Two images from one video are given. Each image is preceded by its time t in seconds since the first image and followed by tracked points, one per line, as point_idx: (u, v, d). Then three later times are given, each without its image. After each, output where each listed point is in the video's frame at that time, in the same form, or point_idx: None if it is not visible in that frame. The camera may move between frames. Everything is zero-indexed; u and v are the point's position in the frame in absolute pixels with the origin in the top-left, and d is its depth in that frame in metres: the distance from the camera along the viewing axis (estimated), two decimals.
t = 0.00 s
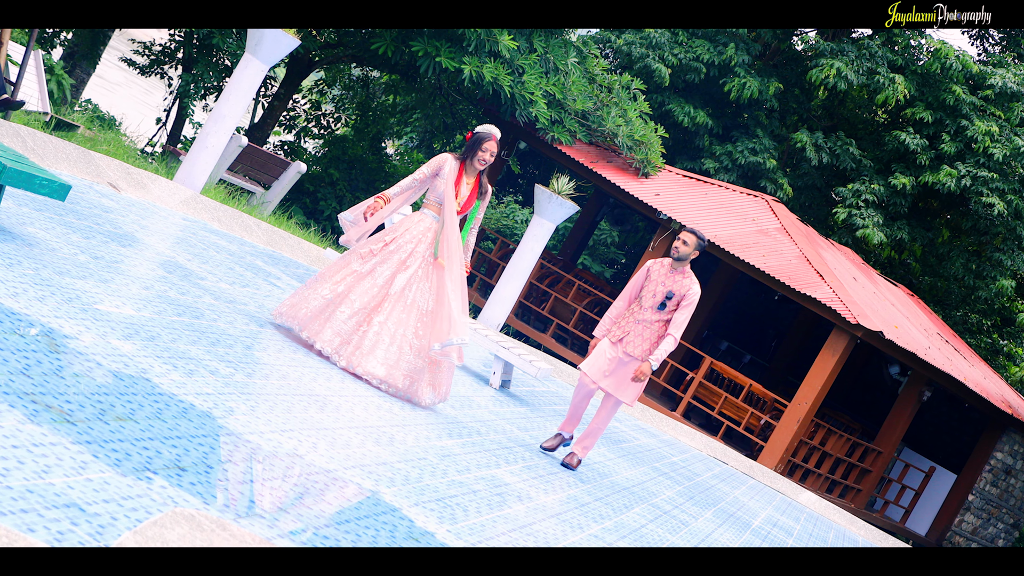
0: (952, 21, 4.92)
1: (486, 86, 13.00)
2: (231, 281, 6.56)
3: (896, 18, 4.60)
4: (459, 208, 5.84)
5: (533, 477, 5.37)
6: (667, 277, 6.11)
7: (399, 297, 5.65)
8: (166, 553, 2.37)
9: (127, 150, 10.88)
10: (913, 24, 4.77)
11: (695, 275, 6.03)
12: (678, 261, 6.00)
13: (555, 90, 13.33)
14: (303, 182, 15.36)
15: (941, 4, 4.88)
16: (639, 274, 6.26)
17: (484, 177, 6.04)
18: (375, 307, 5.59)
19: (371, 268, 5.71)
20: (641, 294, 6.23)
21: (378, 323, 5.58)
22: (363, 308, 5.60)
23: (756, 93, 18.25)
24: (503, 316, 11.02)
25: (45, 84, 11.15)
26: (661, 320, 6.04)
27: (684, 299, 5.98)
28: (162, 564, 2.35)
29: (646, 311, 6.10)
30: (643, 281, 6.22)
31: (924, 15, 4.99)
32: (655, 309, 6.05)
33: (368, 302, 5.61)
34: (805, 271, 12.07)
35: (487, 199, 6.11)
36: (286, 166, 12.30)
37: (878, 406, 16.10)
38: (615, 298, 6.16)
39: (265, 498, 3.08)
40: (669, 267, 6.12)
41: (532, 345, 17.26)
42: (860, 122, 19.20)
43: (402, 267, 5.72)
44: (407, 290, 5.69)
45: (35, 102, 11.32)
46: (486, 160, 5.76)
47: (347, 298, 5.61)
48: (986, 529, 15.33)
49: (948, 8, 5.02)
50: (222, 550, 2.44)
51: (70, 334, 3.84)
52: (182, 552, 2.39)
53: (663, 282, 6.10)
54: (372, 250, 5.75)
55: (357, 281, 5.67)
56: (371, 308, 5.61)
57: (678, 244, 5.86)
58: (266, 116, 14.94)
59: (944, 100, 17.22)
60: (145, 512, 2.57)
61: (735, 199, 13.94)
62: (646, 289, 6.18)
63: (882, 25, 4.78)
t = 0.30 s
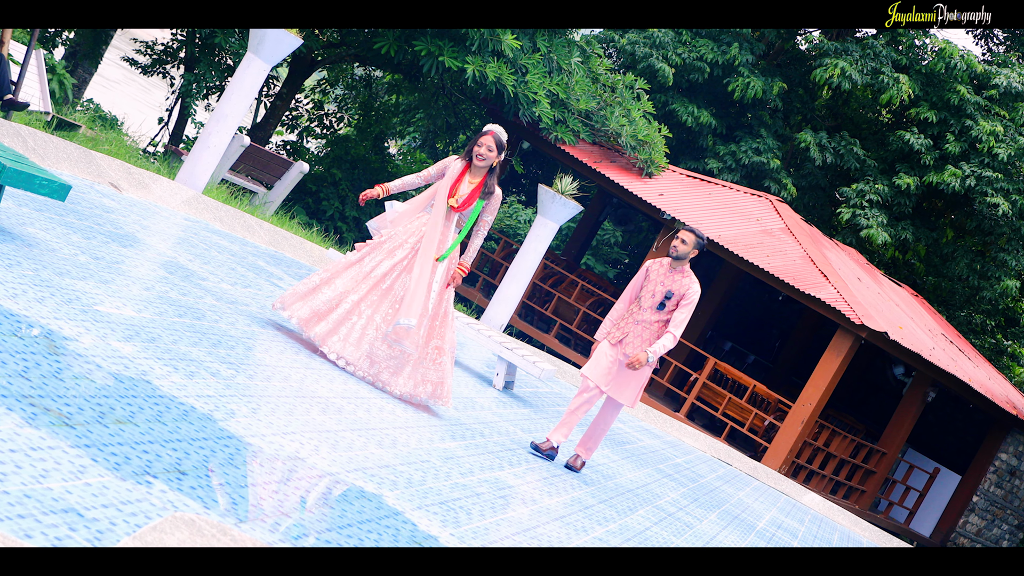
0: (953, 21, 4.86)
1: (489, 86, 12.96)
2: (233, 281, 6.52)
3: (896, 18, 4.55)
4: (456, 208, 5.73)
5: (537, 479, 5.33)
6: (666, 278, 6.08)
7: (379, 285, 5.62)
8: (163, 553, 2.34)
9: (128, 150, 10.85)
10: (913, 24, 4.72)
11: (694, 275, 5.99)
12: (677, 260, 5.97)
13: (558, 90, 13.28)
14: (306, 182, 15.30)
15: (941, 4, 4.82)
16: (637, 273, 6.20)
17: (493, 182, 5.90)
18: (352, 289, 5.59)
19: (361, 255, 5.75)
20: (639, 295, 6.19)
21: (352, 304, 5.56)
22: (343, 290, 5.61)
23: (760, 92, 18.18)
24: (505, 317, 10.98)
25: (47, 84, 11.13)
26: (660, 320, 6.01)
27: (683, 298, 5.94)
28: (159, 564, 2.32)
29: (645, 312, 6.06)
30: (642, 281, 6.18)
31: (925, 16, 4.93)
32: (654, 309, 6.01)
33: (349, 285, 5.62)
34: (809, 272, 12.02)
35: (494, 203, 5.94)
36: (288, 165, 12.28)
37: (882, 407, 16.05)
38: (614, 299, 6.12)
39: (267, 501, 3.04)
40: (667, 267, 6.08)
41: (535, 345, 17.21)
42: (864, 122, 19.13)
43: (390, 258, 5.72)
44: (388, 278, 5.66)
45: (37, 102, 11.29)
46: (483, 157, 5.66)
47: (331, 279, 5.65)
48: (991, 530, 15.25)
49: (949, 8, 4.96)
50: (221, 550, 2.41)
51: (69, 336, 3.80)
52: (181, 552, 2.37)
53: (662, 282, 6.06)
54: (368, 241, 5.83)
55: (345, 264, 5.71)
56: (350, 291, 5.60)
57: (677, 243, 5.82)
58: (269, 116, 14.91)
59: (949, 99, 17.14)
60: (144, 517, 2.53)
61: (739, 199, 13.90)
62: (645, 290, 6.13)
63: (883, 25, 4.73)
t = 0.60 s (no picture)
0: (953, 21, 4.82)
1: (491, 86, 12.92)
2: (235, 281, 6.50)
3: (895, 19, 4.51)
4: (451, 206, 5.67)
5: (540, 481, 5.30)
6: (663, 277, 6.01)
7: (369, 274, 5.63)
8: (162, 554, 2.34)
9: (130, 150, 10.82)
10: (912, 24, 4.69)
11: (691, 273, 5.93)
12: (674, 259, 5.90)
13: (561, 90, 13.24)
14: (308, 182, 15.26)
15: (941, 4, 4.79)
16: (633, 274, 6.12)
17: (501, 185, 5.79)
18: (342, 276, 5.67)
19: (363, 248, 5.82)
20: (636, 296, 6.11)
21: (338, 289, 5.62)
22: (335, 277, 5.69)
23: (763, 92, 18.12)
24: (507, 317, 10.95)
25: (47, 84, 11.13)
26: (658, 320, 5.93)
27: (681, 298, 5.88)
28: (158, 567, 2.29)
29: (642, 312, 5.99)
30: (638, 282, 6.10)
31: (924, 16, 4.90)
32: (652, 309, 5.94)
33: (342, 273, 5.70)
34: (812, 271, 11.97)
35: (493, 201, 5.76)
36: (291, 165, 12.25)
37: (886, 407, 16.00)
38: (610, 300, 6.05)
39: (269, 504, 3.01)
40: (664, 266, 6.02)
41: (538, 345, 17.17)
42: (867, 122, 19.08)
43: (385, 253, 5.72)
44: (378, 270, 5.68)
45: (38, 102, 11.27)
46: (479, 153, 5.60)
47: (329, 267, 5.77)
48: (995, 531, 15.19)
49: (949, 8, 4.92)
50: (221, 550, 2.41)
51: (70, 337, 3.78)
52: (182, 552, 2.37)
53: (659, 282, 6.00)
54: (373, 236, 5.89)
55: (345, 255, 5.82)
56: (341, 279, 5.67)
57: (673, 241, 5.75)
58: (270, 115, 14.86)
59: (953, 99, 17.08)
60: (145, 521, 2.50)
61: (742, 199, 13.86)
62: (642, 290, 6.06)
63: (882, 25, 4.69)
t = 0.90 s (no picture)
0: (953, 20, 4.78)
1: (494, 85, 12.88)
2: (237, 282, 6.47)
3: (896, 19, 4.48)
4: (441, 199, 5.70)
5: (544, 483, 5.26)
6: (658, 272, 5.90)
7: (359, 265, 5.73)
8: (162, 561, 2.29)
9: (132, 149, 10.80)
10: (912, 23, 4.65)
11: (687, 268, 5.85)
12: (669, 253, 5.81)
13: (564, 89, 13.18)
14: (311, 181, 15.24)
15: (941, 4, 4.75)
16: (627, 270, 6.02)
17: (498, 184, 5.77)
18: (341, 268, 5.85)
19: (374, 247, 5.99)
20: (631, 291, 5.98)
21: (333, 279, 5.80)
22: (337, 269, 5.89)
23: (767, 91, 18.05)
24: (511, 317, 10.92)
25: (49, 83, 11.12)
26: (655, 316, 5.81)
27: (678, 292, 5.77)
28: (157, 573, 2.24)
29: (639, 308, 5.85)
30: (633, 278, 5.99)
31: (924, 16, 4.86)
32: (649, 305, 5.81)
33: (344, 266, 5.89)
34: (816, 272, 11.91)
35: (484, 195, 5.69)
36: (293, 165, 12.22)
37: (890, 408, 15.93)
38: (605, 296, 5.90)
39: (270, 507, 2.98)
40: (659, 261, 5.92)
41: (541, 346, 17.13)
42: (871, 122, 19.03)
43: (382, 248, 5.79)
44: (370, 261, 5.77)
45: (40, 101, 11.25)
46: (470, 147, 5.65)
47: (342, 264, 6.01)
48: (999, 532, 15.13)
49: (949, 9, 4.88)
50: (221, 555, 2.37)
51: (70, 338, 3.74)
52: (187, 551, 2.34)
53: (654, 277, 5.89)
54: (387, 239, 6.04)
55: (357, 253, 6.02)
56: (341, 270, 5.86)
57: (669, 234, 5.66)
58: (273, 115, 14.82)
59: (957, 98, 17.03)
60: (145, 525, 2.47)
61: (746, 199, 13.82)
62: (637, 286, 5.94)
63: (883, 25, 4.66)
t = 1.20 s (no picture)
0: (953, 21, 4.72)
1: (497, 85, 12.84)
2: (239, 282, 6.45)
3: (895, 19, 4.43)
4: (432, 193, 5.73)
5: (547, 484, 5.23)
6: (655, 267, 5.81)
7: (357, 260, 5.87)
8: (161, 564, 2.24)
9: (133, 149, 10.78)
10: (912, 23, 4.60)
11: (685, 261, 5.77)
12: (666, 247, 5.72)
13: (567, 89, 13.14)
14: (313, 181, 15.22)
15: (941, 4, 4.68)
16: (623, 264, 5.90)
17: (490, 180, 5.73)
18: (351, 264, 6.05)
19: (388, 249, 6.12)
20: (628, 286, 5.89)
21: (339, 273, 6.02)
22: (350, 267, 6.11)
23: (769, 91, 18.00)
24: (513, 317, 10.89)
25: (49, 82, 11.11)
26: (655, 311, 5.73)
27: (677, 287, 5.70)
28: None
29: (638, 304, 5.76)
30: (629, 273, 5.89)
31: (924, 16, 4.80)
32: (648, 301, 5.73)
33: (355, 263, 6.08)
34: (819, 272, 11.87)
35: (471, 187, 5.64)
36: (295, 165, 12.19)
37: (893, 408, 15.89)
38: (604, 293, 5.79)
39: (270, 510, 2.95)
40: (655, 255, 5.82)
41: (544, 346, 17.10)
42: (873, 121, 18.99)
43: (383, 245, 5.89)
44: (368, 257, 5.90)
45: (41, 101, 11.24)
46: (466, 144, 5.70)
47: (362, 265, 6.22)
48: (1003, 533, 15.07)
49: (949, 9, 4.82)
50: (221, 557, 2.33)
51: (69, 339, 3.72)
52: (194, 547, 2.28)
53: (652, 272, 5.80)
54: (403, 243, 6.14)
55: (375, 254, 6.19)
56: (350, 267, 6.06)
57: (666, 229, 5.57)
58: (274, 115, 14.80)
59: (960, 98, 16.98)
60: (144, 529, 2.44)
61: (749, 199, 13.79)
62: (635, 281, 5.84)
63: (883, 25, 4.60)
